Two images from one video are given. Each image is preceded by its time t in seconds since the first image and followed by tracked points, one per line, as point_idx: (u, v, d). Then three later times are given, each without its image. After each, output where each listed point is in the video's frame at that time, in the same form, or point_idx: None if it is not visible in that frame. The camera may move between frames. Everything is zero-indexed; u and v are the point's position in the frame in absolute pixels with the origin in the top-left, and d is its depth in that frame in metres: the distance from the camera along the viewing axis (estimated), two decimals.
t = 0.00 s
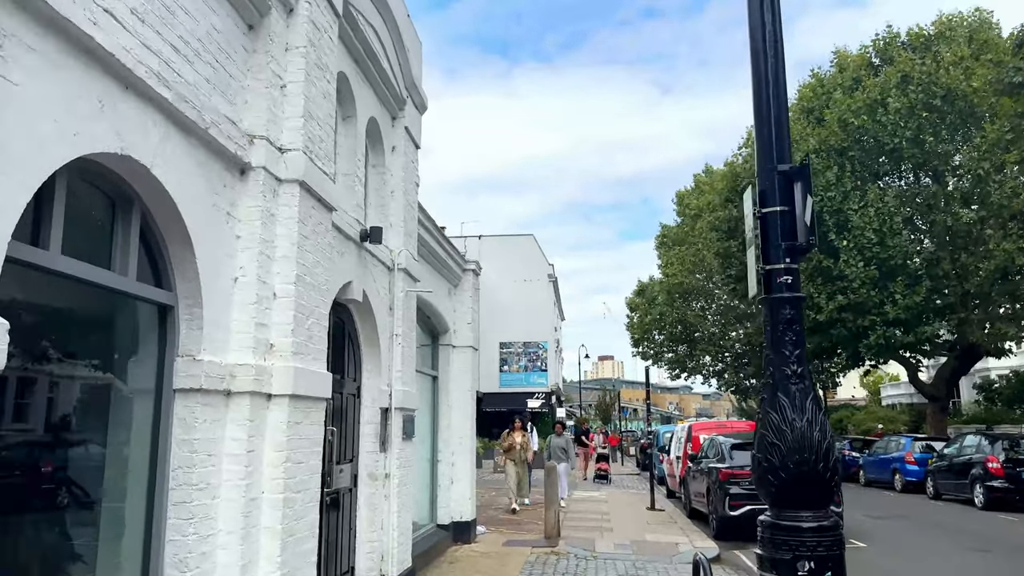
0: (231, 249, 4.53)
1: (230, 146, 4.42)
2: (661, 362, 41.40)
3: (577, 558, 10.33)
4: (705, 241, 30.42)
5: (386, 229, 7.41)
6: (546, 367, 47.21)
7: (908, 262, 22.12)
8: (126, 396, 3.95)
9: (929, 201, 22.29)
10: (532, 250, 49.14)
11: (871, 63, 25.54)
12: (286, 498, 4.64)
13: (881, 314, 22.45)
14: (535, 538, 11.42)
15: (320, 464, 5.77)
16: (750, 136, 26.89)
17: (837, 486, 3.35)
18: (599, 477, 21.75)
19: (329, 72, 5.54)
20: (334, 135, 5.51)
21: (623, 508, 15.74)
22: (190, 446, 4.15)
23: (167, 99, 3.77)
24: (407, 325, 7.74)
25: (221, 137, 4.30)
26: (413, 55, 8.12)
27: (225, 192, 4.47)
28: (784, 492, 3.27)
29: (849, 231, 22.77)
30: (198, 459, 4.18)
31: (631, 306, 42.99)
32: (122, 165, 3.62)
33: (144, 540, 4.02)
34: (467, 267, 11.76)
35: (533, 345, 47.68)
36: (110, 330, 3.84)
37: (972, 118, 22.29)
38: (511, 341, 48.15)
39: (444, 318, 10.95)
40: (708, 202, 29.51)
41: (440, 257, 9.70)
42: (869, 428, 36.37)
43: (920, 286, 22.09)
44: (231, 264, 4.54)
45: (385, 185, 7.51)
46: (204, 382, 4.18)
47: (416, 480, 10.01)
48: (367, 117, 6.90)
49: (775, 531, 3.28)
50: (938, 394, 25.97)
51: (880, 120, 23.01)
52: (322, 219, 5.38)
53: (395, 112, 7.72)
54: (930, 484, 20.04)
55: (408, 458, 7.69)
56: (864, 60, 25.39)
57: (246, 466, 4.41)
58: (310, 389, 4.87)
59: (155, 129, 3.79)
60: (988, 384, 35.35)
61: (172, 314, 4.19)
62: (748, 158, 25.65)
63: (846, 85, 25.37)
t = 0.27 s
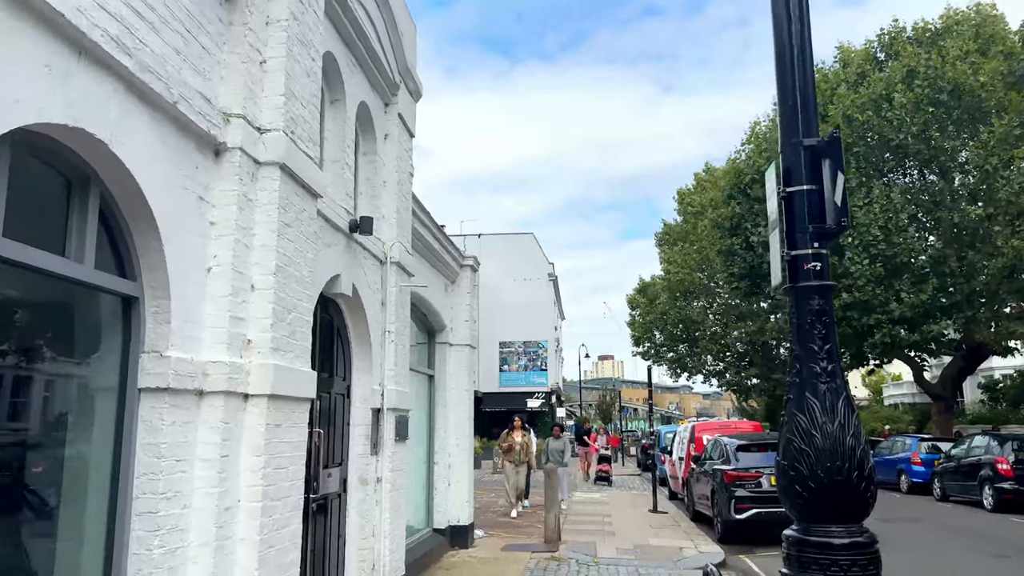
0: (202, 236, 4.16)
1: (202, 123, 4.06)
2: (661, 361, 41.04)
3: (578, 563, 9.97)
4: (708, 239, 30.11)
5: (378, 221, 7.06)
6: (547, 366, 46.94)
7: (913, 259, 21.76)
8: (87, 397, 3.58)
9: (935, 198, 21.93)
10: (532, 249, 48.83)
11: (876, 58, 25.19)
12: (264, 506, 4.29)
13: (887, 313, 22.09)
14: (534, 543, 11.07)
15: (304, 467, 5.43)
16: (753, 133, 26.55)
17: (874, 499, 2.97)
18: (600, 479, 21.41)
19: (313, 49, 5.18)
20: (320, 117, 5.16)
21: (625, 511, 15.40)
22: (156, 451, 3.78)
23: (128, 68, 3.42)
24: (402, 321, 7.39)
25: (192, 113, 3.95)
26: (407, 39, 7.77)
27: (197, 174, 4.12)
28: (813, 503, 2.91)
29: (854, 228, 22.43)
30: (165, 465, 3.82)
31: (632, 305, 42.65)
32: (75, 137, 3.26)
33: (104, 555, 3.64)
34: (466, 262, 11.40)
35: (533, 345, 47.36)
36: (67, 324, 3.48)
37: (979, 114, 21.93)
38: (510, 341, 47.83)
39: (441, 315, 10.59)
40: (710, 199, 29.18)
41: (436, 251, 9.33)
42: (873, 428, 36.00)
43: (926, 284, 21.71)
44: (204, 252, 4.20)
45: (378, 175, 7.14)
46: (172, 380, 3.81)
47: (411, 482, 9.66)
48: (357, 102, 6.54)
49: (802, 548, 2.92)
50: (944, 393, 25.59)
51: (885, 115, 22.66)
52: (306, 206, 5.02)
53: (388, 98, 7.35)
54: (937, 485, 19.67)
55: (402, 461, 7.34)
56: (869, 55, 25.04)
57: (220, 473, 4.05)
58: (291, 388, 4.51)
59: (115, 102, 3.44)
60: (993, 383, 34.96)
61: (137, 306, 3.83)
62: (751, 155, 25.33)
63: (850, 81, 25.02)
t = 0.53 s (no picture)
0: (168, 218, 3.82)
1: (166, 93, 3.72)
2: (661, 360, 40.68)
3: (576, 567, 9.63)
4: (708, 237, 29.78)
5: (367, 209, 6.71)
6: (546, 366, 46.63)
7: (917, 257, 21.41)
8: (37, 393, 3.23)
9: (939, 194, 21.59)
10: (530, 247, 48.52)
11: (880, 53, 24.86)
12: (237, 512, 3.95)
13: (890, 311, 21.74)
14: (532, 545, 10.73)
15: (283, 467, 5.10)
16: (755, 128, 26.24)
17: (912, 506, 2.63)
18: (600, 479, 21.07)
19: (294, 21, 4.84)
20: (300, 93, 4.82)
21: (625, 512, 15.06)
22: (113, 451, 3.43)
23: (78, 26, 3.09)
24: (394, 315, 7.05)
25: (155, 82, 3.62)
26: (398, 21, 7.42)
27: (162, 150, 3.79)
28: (843, 510, 2.57)
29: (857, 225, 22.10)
30: (125, 467, 3.47)
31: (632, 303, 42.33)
32: (15, 100, 2.92)
33: (55, 566, 3.29)
34: (461, 257, 11.04)
35: (531, 344, 47.03)
36: (13, 311, 3.13)
37: (984, 109, 21.59)
38: (509, 340, 47.50)
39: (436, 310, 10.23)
40: (711, 196, 28.86)
41: (429, 243, 8.99)
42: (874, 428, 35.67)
43: (931, 282, 21.35)
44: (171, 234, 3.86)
45: (368, 161, 6.78)
46: (131, 373, 3.46)
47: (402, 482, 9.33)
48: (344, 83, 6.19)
49: (830, 561, 2.58)
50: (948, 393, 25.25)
51: (888, 111, 22.34)
52: (286, 189, 4.68)
53: (378, 81, 7.00)
54: (942, 486, 19.33)
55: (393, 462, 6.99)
56: (872, 51, 24.73)
57: (187, 475, 3.71)
58: (267, 383, 4.18)
59: (63, 64, 3.10)
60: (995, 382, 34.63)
61: (94, 292, 3.48)
62: (752, 151, 25.02)
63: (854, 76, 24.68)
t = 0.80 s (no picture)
0: (120, 194, 3.46)
1: (118, 56, 3.37)
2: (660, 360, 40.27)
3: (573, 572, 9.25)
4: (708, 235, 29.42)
5: (351, 195, 6.35)
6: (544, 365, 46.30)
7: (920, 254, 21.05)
8: None
9: (943, 190, 21.23)
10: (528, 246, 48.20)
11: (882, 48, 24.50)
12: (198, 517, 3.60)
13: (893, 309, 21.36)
14: (528, 549, 10.36)
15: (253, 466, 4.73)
16: (756, 123, 25.90)
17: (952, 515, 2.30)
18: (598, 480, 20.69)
19: None
20: (273, 65, 4.46)
21: (624, 514, 14.70)
22: (52, 453, 3.05)
23: None
24: (381, 309, 6.68)
25: (103, 42, 3.27)
26: None
27: (115, 119, 3.43)
28: (878, 521, 2.23)
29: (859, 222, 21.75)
30: (65, 470, 3.09)
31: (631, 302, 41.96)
32: None
33: None
34: (455, 251, 10.67)
35: (529, 343, 46.66)
36: None
37: (988, 104, 21.24)
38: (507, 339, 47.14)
39: (427, 305, 9.87)
40: (711, 194, 28.51)
41: (419, 235, 8.63)
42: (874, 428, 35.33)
43: (934, 279, 20.94)
44: (124, 213, 3.50)
45: (353, 145, 6.43)
46: (73, 365, 3.10)
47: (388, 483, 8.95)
48: (327, 61, 5.84)
49: None
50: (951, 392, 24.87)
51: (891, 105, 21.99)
52: (257, 167, 4.32)
53: (363, 61, 6.65)
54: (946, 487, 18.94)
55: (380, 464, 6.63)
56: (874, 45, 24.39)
57: (138, 478, 3.35)
58: (231, 377, 3.83)
59: None
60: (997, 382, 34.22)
61: (33, 274, 3.11)
62: (753, 146, 24.68)
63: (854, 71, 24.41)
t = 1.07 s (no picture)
0: (65, 172, 3.10)
1: (64, 17, 3.03)
2: (658, 360, 39.87)
3: None
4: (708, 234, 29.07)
5: (336, 184, 6.00)
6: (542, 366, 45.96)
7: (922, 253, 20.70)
8: None
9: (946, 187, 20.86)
10: (526, 246, 47.90)
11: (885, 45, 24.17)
12: (154, 532, 3.24)
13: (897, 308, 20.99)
14: (524, 554, 10.01)
15: (222, 472, 4.37)
16: (757, 120, 25.59)
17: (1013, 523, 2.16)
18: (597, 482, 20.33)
19: None
20: (244, 38, 4.12)
21: (623, 518, 14.33)
22: None
23: None
24: (369, 305, 6.32)
25: None
26: None
27: (60, 89, 3.09)
28: (937, 536, 2.07)
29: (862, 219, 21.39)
30: None
31: (630, 302, 41.64)
32: None
33: None
34: (450, 247, 10.29)
35: (527, 344, 46.29)
36: None
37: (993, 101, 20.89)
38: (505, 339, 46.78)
39: (420, 302, 9.51)
40: (711, 192, 28.19)
41: (410, 229, 8.28)
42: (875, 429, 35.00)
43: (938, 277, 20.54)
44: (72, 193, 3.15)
45: (338, 131, 6.07)
46: (6, 362, 2.74)
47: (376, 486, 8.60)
48: (309, 40, 5.50)
49: None
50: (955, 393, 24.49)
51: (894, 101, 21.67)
52: (227, 148, 3.97)
53: (350, 44, 6.30)
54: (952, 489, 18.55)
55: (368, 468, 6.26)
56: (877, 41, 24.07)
57: (84, 489, 2.99)
58: (193, 375, 3.48)
59: None
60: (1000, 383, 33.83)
61: None
62: (754, 144, 24.36)
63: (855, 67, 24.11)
